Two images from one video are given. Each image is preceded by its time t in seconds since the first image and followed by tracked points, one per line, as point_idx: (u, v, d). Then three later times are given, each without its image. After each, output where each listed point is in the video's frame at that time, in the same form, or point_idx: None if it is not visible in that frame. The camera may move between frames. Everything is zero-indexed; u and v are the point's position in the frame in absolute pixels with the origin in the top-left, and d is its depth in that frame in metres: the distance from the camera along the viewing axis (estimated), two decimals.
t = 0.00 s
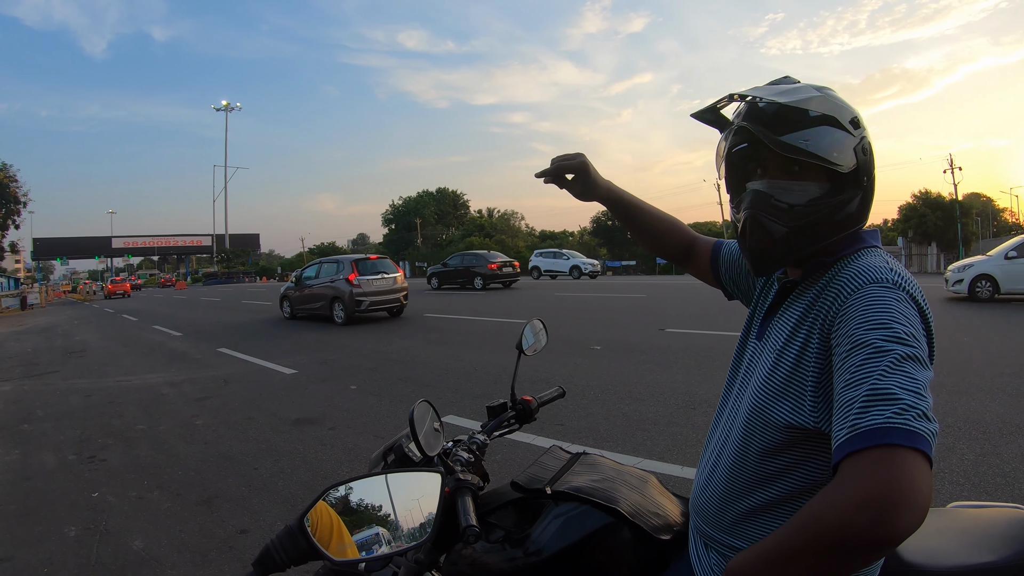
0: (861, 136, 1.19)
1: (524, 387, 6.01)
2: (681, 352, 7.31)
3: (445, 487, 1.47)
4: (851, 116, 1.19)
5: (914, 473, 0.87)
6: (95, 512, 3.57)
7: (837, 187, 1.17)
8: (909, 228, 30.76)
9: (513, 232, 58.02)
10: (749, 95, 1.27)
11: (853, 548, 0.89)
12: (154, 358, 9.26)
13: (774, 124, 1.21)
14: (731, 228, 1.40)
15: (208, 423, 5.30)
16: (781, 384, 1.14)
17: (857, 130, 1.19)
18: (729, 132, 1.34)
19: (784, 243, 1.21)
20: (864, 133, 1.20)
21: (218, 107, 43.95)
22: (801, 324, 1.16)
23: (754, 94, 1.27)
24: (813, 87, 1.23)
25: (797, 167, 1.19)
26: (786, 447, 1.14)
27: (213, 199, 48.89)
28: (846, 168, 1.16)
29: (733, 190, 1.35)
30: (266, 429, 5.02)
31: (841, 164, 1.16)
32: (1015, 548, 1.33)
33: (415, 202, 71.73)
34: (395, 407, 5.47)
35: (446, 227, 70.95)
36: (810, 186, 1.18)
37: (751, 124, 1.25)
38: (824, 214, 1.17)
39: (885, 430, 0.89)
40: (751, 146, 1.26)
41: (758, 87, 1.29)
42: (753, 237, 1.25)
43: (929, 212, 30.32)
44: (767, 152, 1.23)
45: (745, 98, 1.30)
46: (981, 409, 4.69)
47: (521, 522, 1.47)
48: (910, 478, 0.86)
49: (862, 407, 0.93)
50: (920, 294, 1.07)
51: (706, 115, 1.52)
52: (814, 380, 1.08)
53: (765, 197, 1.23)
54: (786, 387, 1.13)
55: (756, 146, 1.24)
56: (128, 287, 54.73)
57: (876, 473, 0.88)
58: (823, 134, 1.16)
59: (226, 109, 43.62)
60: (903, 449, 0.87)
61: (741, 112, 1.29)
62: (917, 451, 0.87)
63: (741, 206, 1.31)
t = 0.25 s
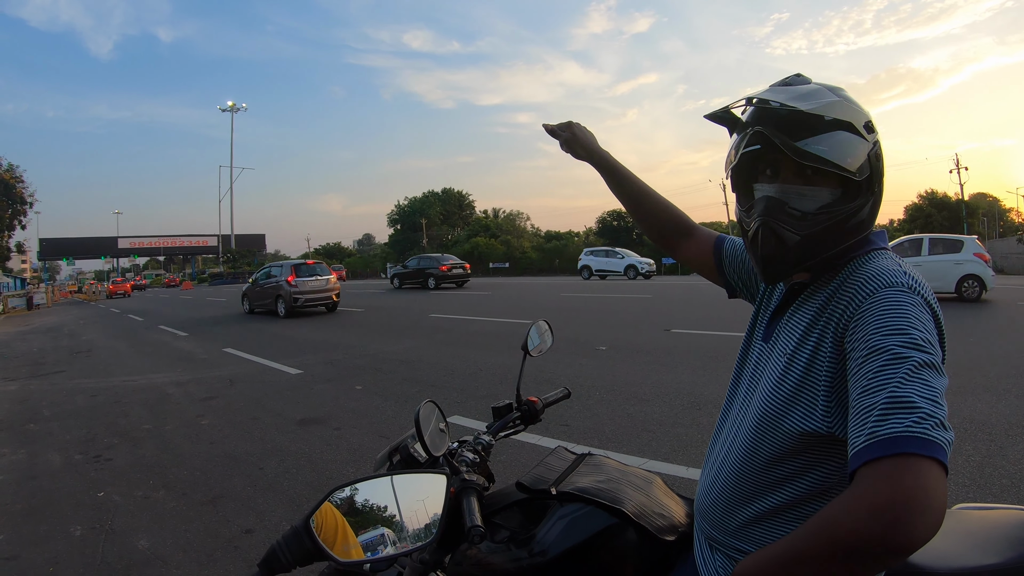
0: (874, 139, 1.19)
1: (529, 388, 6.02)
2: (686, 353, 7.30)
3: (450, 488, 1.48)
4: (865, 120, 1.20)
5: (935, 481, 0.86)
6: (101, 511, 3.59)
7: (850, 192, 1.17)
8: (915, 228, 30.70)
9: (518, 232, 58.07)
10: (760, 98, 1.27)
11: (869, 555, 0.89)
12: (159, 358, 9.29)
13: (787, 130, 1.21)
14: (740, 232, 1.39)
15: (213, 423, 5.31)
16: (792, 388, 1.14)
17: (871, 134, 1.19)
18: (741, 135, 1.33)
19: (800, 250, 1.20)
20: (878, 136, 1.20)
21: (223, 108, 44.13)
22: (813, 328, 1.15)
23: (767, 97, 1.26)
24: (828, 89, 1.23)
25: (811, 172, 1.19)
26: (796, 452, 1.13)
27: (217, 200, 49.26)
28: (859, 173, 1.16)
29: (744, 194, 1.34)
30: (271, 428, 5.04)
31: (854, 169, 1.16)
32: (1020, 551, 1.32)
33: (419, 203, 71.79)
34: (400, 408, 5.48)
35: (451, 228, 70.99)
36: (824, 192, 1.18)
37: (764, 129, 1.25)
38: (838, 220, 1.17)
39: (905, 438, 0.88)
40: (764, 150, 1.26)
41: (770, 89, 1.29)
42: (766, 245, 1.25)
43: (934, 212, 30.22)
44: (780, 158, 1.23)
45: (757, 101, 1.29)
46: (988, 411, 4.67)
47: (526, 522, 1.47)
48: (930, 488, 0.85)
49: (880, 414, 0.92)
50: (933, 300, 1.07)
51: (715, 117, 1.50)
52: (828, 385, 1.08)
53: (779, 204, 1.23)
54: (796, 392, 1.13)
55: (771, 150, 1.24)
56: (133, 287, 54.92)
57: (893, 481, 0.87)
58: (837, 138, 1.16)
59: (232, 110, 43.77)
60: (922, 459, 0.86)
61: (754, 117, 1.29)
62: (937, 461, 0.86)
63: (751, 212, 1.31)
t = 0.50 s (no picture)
0: (876, 139, 1.20)
1: (533, 389, 6.02)
2: (690, 354, 7.29)
3: (453, 489, 1.48)
4: (867, 120, 1.20)
5: (928, 481, 0.86)
6: (105, 511, 3.60)
7: (854, 191, 1.17)
8: (918, 228, 30.63)
9: (521, 233, 58.07)
10: (766, 94, 1.25)
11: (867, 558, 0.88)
12: (163, 359, 9.31)
13: (794, 127, 1.20)
14: (741, 232, 1.38)
15: (217, 424, 5.32)
16: (789, 391, 1.14)
17: (873, 134, 1.20)
18: (744, 132, 1.32)
19: (807, 249, 1.20)
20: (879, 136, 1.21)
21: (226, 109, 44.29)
22: (809, 329, 1.15)
23: (772, 93, 1.25)
24: (831, 88, 1.23)
25: (815, 170, 1.19)
26: (795, 454, 1.13)
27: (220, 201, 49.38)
28: (863, 171, 1.16)
29: (746, 193, 1.33)
30: (275, 429, 5.05)
31: (858, 168, 1.16)
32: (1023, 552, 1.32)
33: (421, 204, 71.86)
34: (403, 409, 5.48)
35: (454, 229, 71.01)
36: (829, 190, 1.18)
37: (771, 125, 1.23)
38: (842, 219, 1.17)
39: (898, 439, 0.88)
40: (770, 147, 1.24)
41: (775, 86, 1.28)
42: (771, 243, 1.24)
43: (938, 212, 30.14)
44: (787, 155, 1.22)
45: (762, 97, 1.28)
46: (993, 412, 4.65)
47: (529, 523, 1.47)
48: (924, 488, 0.85)
49: (873, 415, 0.92)
50: (929, 299, 1.07)
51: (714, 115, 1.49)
52: (824, 387, 1.08)
53: (786, 201, 1.21)
54: (793, 395, 1.13)
55: (776, 147, 1.23)
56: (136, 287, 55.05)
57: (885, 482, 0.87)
58: (842, 137, 1.16)
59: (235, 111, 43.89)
60: (915, 459, 0.86)
61: (757, 114, 1.28)
62: (930, 461, 0.86)
63: (755, 211, 1.30)
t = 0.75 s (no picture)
0: (880, 139, 1.20)
1: (534, 389, 6.02)
2: (692, 354, 7.29)
3: (455, 489, 1.48)
4: (871, 121, 1.21)
5: (922, 468, 0.85)
6: (107, 511, 3.60)
7: (857, 188, 1.18)
8: (919, 228, 30.61)
9: (522, 233, 58.09)
10: (777, 88, 1.26)
11: (863, 546, 0.87)
12: (165, 358, 9.32)
13: (803, 121, 1.20)
14: (744, 226, 1.38)
15: (218, 423, 5.32)
16: (790, 387, 1.14)
17: (877, 135, 1.21)
18: (751, 125, 1.32)
19: (809, 242, 1.20)
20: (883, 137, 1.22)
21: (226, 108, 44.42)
22: (809, 326, 1.16)
23: (782, 87, 1.26)
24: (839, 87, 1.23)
25: (821, 165, 1.20)
26: (797, 450, 1.13)
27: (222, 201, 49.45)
28: (867, 169, 1.17)
29: (750, 185, 1.33)
30: (277, 429, 5.05)
31: (863, 165, 1.17)
32: None
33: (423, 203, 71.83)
34: (405, 409, 5.48)
35: (455, 228, 71.04)
36: (833, 185, 1.18)
37: (780, 117, 1.23)
38: (845, 214, 1.17)
39: (893, 426, 0.88)
40: (776, 141, 1.25)
41: (785, 81, 1.28)
42: (777, 233, 1.24)
43: (939, 212, 30.11)
44: (793, 149, 1.22)
45: (773, 90, 1.28)
46: (995, 412, 4.64)
47: (531, 523, 1.47)
48: (916, 474, 0.85)
49: (869, 404, 0.93)
50: (930, 293, 1.07)
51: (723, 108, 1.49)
52: (824, 381, 1.08)
53: (792, 193, 1.22)
54: (794, 390, 1.13)
55: (782, 140, 1.23)
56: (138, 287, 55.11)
57: (880, 468, 0.87)
58: (849, 134, 1.17)
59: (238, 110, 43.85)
60: (910, 445, 0.86)
61: (765, 107, 1.28)
62: (926, 449, 0.86)
63: (759, 204, 1.30)
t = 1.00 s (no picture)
0: (877, 141, 1.20)
1: (536, 390, 6.02)
2: (694, 355, 7.29)
3: (459, 490, 1.47)
4: (867, 123, 1.21)
5: (928, 467, 0.85)
6: (108, 512, 3.60)
7: (854, 190, 1.18)
8: (921, 229, 30.59)
9: (523, 233, 58.11)
10: (771, 94, 1.26)
11: (870, 544, 0.87)
12: (166, 359, 9.31)
13: (798, 126, 1.21)
14: (743, 229, 1.39)
15: (220, 425, 5.32)
16: (793, 389, 1.14)
17: (873, 137, 1.20)
18: (748, 130, 1.32)
19: (807, 245, 1.20)
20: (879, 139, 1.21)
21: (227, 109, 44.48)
22: (810, 327, 1.16)
23: (776, 93, 1.26)
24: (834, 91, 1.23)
25: (817, 170, 1.20)
26: (799, 450, 1.13)
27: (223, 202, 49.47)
28: (863, 171, 1.17)
29: (748, 190, 1.33)
30: (278, 430, 5.06)
31: (859, 167, 1.17)
32: None
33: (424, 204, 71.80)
34: (406, 410, 5.48)
35: (457, 229, 71.06)
36: (829, 189, 1.19)
37: (774, 124, 1.24)
38: (843, 217, 1.18)
39: (898, 425, 0.88)
40: (772, 146, 1.25)
41: (779, 87, 1.29)
42: (774, 238, 1.24)
43: (941, 213, 30.08)
44: (789, 153, 1.23)
45: (767, 96, 1.29)
46: (997, 413, 4.64)
47: (534, 523, 1.47)
48: (921, 472, 0.85)
49: (873, 403, 0.92)
50: (930, 293, 1.07)
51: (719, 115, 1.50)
52: (827, 381, 1.08)
53: (788, 197, 1.22)
54: (796, 391, 1.13)
55: (779, 146, 1.23)
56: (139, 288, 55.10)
57: (887, 468, 0.86)
58: (844, 138, 1.17)
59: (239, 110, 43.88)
60: (915, 445, 0.86)
61: (760, 113, 1.28)
62: (930, 447, 0.86)
63: (757, 208, 1.30)
